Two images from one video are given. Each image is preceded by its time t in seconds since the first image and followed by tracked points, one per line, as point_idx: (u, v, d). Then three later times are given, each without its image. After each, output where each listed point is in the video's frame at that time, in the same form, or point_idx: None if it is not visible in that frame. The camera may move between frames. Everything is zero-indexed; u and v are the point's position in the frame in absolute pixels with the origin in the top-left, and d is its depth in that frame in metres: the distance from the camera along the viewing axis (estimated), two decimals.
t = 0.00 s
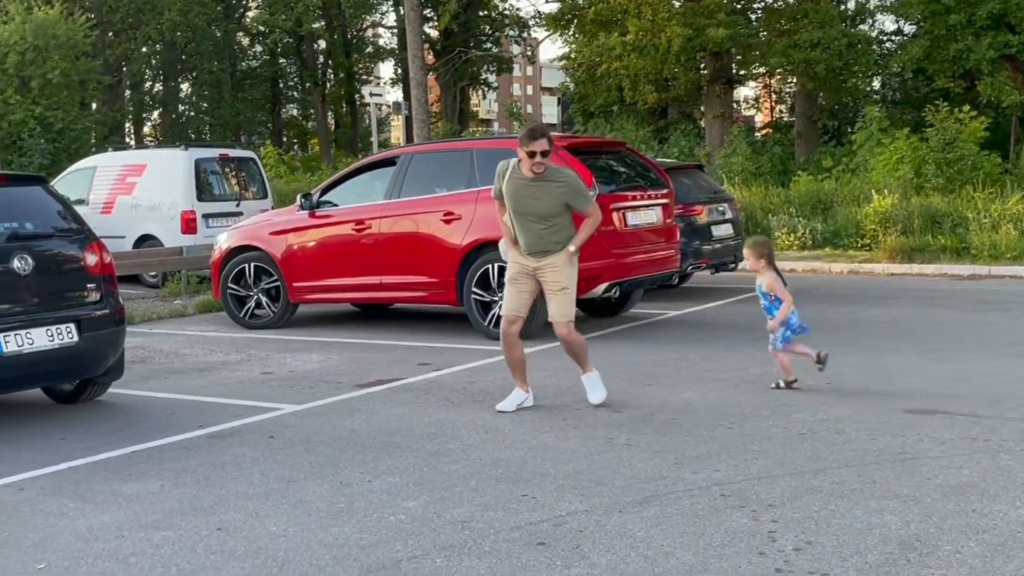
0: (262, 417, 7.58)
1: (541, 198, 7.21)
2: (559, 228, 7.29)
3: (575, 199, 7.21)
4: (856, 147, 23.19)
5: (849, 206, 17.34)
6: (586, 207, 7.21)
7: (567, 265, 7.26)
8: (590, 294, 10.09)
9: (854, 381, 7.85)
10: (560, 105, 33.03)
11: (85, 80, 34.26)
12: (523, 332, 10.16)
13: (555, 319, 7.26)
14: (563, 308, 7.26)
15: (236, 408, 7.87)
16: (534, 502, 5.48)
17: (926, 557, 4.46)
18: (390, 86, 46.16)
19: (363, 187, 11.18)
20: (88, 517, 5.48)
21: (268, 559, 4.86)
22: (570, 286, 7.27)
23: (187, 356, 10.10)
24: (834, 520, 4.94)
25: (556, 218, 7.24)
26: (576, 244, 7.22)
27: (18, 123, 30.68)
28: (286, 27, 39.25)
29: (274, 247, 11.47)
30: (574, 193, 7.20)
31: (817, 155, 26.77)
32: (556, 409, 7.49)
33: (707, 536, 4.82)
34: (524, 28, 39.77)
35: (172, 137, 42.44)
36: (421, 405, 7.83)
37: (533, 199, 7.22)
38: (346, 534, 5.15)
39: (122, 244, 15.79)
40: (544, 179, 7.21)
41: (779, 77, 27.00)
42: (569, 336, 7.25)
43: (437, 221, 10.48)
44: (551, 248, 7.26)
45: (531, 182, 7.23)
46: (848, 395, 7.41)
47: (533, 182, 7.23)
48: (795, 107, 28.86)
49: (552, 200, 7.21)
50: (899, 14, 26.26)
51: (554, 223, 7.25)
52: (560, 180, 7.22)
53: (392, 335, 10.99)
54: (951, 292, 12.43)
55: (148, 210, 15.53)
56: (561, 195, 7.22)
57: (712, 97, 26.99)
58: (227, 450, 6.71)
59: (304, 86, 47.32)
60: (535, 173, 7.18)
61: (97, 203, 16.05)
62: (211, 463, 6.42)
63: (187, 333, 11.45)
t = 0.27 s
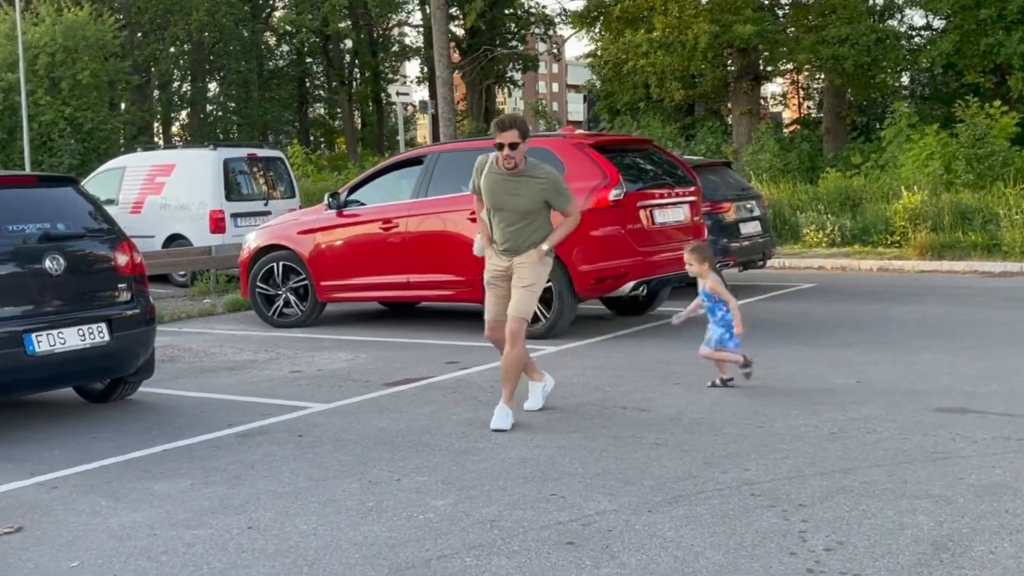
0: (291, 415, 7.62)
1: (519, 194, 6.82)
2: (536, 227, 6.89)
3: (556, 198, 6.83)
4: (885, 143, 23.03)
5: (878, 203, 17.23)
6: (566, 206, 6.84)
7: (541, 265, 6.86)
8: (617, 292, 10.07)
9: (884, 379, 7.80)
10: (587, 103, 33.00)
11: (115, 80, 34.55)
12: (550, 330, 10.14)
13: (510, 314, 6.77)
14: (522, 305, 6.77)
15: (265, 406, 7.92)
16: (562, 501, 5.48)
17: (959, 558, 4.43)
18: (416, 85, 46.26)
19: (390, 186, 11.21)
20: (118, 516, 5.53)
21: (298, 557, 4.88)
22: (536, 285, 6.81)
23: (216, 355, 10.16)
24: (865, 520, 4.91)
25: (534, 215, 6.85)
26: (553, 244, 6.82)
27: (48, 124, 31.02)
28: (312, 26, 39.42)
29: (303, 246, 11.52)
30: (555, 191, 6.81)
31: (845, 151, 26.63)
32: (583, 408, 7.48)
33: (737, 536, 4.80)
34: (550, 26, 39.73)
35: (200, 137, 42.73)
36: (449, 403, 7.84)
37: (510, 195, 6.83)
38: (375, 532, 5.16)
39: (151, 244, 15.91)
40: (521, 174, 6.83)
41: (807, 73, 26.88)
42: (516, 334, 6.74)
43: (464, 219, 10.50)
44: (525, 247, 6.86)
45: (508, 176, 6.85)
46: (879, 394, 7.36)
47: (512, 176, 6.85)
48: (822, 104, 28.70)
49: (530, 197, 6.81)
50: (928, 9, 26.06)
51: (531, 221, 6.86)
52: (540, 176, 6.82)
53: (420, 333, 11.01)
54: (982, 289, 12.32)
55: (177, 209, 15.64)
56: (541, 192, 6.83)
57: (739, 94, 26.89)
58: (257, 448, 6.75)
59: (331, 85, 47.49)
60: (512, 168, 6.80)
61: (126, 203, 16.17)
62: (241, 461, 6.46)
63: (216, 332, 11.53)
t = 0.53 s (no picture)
0: (324, 413, 7.65)
1: (479, 193, 6.62)
2: (507, 228, 6.66)
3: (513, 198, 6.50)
4: (916, 139, 22.86)
5: (910, 199, 17.11)
6: (523, 202, 6.48)
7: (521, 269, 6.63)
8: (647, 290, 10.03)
9: (918, 377, 7.75)
10: (614, 99, 32.95)
11: (145, 79, 34.84)
12: (579, 328, 10.11)
13: (504, 331, 6.69)
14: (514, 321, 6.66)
15: (298, 404, 7.96)
16: (595, 500, 5.48)
17: (997, 558, 4.40)
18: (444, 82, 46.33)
19: (420, 184, 11.23)
20: (154, 513, 5.57)
21: (333, 555, 4.90)
22: (521, 296, 6.67)
23: (247, 353, 10.22)
24: (902, 520, 4.89)
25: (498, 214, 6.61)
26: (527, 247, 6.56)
27: (80, 123, 31.31)
28: (340, 24, 39.53)
29: (333, 244, 11.56)
30: (508, 189, 6.49)
31: (876, 146, 26.46)
32: (615, 406, 7.47)
33: (772, 535, 4.79)
34: (578, 23, 39.68)
35: (229, 135, 42.96)
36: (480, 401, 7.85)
37: (473, 195, 6.66)
38: (409, 531, 5.18)
39: (183, 242, 16.02)
40: (479, 172, 6.60)
41: (836, 68, 26.73)
42: (517, 352, 6.67)
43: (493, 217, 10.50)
44: (500, 249, 6.67)
45: (470, 175, 6.67)
46: (913, 392, 7.31)
47: (472, 177, 6.67)
48: (853, 99, 28.52)
49: (489, 195, 6.58)
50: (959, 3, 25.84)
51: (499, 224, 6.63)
52: (494, 173, 6.55)
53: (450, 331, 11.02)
54: (1017, 285, 12.21)
55: (207, 208, 15.74)
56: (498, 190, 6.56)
57: (769, 89, 26.77)
58: (290, 446, 6.79)
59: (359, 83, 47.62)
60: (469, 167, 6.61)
61: (158, 201, 16.29)
62: (275, 459, 6.50)
63: (247, 330, 11.59)
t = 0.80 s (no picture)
0: (355, 406, 7.68)
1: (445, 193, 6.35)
2: (474, 228, 6.34)
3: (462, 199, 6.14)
4: (948, 130, 22.66)
5: (942, 191, 16.98)
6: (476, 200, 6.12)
7: (484, 273, 6.31)
8: (677, 283, 10.00)
9: (951, 371, 7.68)
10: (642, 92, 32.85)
11: (175, 74, 35.07)
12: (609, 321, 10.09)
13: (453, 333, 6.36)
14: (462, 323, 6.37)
15: (328, 397, 7.99)
16: (628, 493, 5.47)
17: None
18: (471, 76, 46.33)
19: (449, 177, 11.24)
20: (188, 505, 5.60)
21: (367, 547, 4.92)
22: (477, 296, 6.34)
23: (278, 346, 10.25)
24: (937, 514, 4.85)
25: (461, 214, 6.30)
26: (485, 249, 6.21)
27: (110, 118, 31.49)
28: (368, 19, 39.60)
29: (362, 238, 11.59)
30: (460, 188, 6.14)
31: (907, 138, 26.26)
32: (645, 399, 7.45)
33: (807, 529, 4.76)
34: (605, 15, 39.57)
35: (258, 130, 43.13)
36: (510, 394, 7.85)
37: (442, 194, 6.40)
38: (442, 523, 5.19)
39: (212, 236, 16.10)
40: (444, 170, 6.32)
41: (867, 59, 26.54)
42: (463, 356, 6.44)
43: (522, 210, 10.50)
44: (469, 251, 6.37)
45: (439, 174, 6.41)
46: (946, 386, 7.25)
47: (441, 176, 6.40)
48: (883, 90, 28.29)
49: (449, 194, 6.29)
50: None
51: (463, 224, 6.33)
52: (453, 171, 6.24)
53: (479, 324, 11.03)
54: None
55: (237, 202, 15.82)
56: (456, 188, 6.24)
57: (798, 81, 26.63)
58: (322, 439, 6.81)
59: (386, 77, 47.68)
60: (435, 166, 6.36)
61: (188, 196, 16.38)
62: (307, 451, 6.53)
63: (277, 323, 11.64)
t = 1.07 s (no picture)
0: (381, 395, 7.68)
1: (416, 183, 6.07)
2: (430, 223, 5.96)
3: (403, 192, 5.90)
4: (979, 120, 22.44)
5: (972, 180, 16.81)
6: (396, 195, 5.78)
7: (425, 271, 5.92)
8: (704, 273, 9.94)
9: (982, 361, 7.59)
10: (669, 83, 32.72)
11: (201, 65, 35.27)
12: (635, 311, 10.05)
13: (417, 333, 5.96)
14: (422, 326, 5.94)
15: (355, 386, 8.00)
16: (654, 482, 5.44)
17: None
18: (497, 66, 46.29)
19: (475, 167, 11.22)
20: (214, 493, 5.62)
21: (392, 535, 4.92)
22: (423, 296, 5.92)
23: (304, 336, 10.28)
24: (968, 505, 4.79)
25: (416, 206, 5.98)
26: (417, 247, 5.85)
27: (138, 110, 31.75)
28: (394, 10, 39.62)
29: (388, 228, 11.59)
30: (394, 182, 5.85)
31: (936, 128, 26.03)
32: (672, 390, 7.41)
33: (835, 520, 4.72)
34: (632, 5, 39.41)
35: (284, 121, 43.31)
36: (535, 384, 7.82)
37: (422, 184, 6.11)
38: (468, 512, 5.18)
39: (240, 227, 16.16)
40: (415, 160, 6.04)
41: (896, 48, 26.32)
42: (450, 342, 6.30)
43: (548, 200, 10.47)
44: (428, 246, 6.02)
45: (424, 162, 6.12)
46: (977, 377, 7.17)
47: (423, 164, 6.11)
48: (913, 79, 28.05)
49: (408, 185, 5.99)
50: None
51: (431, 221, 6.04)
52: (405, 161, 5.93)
53: (505, 314, 11.01)
54: None
55: (263, 192, 15.87)
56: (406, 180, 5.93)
57: (826, 70, 26.41)
58: (348, 428, 6.82)
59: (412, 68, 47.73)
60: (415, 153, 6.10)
61: (215, 187, 16.45)
62: (334, 440, 6.54)
63: (303, 313, 11.67)
